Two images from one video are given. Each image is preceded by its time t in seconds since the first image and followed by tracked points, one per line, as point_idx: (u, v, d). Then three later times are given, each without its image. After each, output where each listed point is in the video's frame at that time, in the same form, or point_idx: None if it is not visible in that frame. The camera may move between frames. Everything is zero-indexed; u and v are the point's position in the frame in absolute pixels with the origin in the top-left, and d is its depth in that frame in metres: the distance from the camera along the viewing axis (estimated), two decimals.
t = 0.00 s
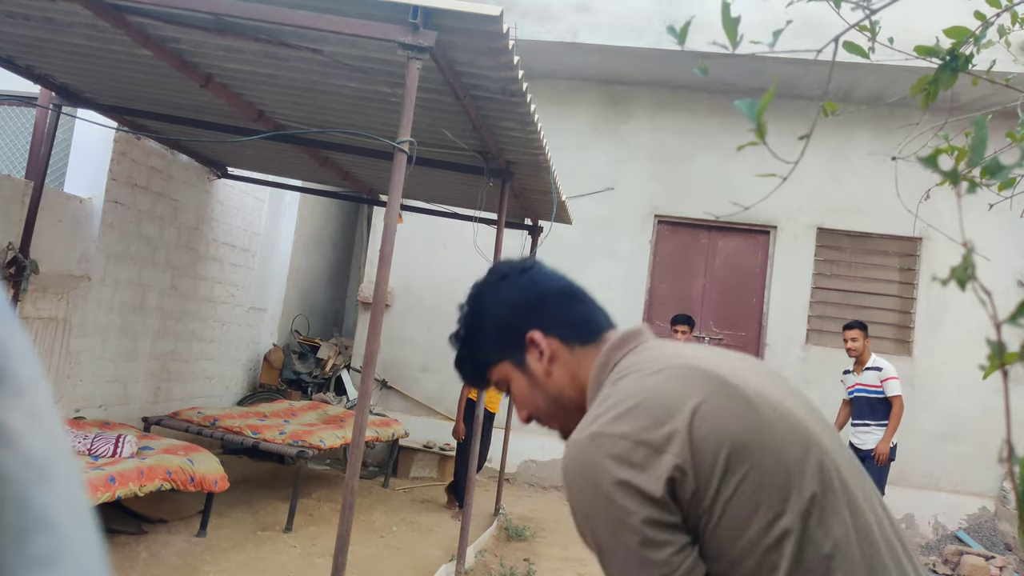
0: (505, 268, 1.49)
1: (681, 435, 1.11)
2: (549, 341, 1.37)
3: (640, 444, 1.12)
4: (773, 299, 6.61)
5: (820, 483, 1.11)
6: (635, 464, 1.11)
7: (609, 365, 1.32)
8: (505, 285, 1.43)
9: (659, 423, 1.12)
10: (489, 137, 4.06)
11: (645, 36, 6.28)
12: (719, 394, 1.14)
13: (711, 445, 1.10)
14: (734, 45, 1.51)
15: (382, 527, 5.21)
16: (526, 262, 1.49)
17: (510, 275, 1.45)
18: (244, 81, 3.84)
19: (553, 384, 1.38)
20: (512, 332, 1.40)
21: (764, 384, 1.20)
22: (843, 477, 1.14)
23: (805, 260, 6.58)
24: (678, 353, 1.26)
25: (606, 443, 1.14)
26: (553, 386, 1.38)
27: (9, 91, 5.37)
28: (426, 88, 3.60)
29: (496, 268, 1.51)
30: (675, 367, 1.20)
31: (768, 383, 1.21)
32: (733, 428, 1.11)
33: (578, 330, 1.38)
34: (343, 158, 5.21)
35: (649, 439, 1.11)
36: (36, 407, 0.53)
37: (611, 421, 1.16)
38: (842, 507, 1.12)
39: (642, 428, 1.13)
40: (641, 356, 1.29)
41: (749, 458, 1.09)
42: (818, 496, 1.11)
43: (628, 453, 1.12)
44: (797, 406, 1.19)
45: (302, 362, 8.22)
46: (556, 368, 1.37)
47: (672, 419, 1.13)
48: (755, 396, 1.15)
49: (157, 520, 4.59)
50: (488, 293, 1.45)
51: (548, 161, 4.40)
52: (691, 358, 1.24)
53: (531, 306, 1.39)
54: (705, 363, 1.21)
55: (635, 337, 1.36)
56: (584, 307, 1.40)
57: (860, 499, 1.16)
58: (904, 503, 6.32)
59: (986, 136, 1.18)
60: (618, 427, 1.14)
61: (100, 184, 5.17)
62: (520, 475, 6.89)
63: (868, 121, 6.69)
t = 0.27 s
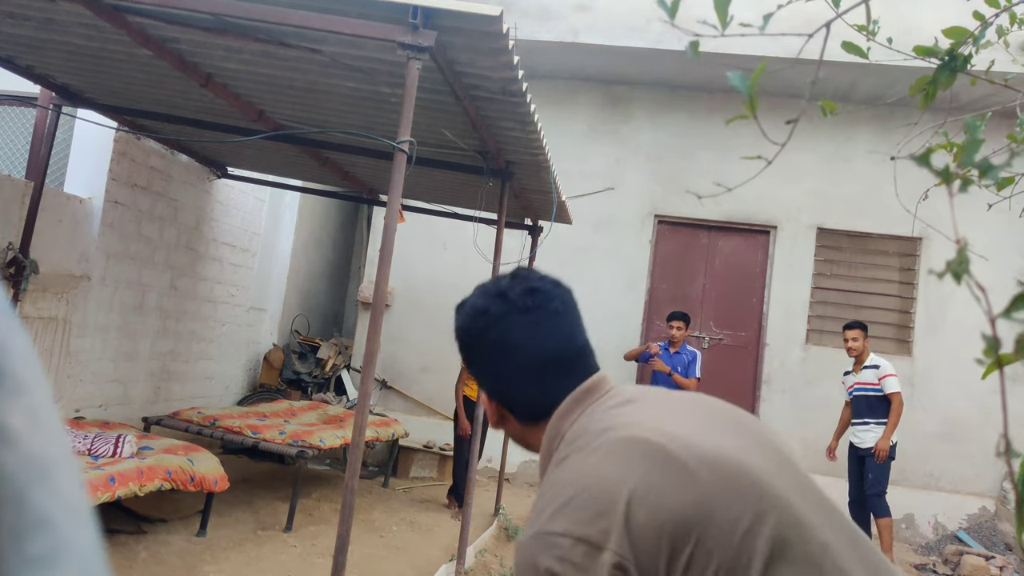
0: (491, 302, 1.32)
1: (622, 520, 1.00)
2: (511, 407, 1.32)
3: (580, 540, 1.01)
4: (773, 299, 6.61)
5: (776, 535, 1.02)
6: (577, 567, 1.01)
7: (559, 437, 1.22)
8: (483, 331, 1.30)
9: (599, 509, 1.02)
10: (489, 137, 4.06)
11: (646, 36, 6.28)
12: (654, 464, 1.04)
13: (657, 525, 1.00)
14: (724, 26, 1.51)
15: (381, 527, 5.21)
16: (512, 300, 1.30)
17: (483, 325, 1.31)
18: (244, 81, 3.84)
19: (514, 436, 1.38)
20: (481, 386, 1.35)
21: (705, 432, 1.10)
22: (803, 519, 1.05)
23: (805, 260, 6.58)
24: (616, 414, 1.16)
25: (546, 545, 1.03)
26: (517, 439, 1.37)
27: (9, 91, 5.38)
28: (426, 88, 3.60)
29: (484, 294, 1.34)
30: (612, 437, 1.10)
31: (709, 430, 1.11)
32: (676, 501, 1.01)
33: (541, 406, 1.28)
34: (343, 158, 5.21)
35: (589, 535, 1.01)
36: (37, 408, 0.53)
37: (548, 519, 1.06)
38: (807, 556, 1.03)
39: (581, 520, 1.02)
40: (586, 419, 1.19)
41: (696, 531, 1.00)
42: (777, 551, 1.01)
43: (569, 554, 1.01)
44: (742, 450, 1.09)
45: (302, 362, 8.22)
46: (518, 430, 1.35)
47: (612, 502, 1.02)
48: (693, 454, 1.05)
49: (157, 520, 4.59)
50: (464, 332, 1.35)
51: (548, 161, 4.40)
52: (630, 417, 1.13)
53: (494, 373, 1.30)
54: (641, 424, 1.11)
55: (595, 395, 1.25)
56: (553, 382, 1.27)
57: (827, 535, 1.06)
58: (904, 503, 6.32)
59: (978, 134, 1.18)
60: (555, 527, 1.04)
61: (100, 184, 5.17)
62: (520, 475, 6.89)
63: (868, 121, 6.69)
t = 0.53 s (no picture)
0: (548, 171, 1.19)
1: (646, 413, 0.98)
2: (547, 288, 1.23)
3: (600, 407, 1.00)
4: (773, 299, 6.61)
5: (790, 483, 0.99)
6: (591, 432, 0.99)
7: (595, 321, 1.17)
8: (534, 202, 1.18)
9: (627, 396, 1.00)
10: (489, 137, 4.06)
11: (646, 36, 6.28)
12: (698, 372, 1.01)
13: (679, 430, 0.97)
14: (729, 37, 1.51)
15: (381, 527, 5.21)
16: (572, 174, 1.16)
17: (537, 196, 1.18)
18: (244, 81, 3.84)
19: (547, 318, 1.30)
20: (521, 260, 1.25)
21: (756, 366, 1.05)
22: (819, 482, 1.02)
23: (805, 260, 6.58)
24: (668, 317, 1.12)
25: (564, 401, 1.03)
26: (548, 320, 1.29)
27: (9, 91, 5.37)
28: (425, 88, 3.60)
29: (542, 163, 1.21)
30: (656, 338, 1.06)
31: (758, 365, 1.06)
32: (705, 413, 0.98)
33: (581, 292, 1.19)
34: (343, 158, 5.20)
35: (612, 405, 0.99)
36: (37, 409, 0.53)
37: (572, 385, 1.04)
38: (809, 517, 0.99)
39: (608, 393, 1.00)
40: (628, 312, 1.14)
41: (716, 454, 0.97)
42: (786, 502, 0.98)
43: (586, 418, 1.00)
44: (785, 394, 1.05)
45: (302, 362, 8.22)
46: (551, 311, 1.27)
47: (639, 390, 1.00)
48: (737, 380, 1.01)
49: (157, 520, 4.59)
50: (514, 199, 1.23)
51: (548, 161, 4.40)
52: (680, 325, 1.09)
53: (536, 253, 1.20)
54: (694, 334, 1.07)
55: (642, 296, 1.18)
56: (597, 272, 1.18)
57: (838, 507, 1.03)
58: (904, 503, 6.32)
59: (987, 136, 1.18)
60: (576, 392, 1.03)
61: (100, 184, 5.17)
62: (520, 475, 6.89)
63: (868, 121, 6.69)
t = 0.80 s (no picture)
0: (573, 130, 1.16)
1: (662, 384, 0.98)
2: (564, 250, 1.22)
3: (615, 375, 0.99)
4: (773, 299, 6.60)
5: (797, 469, 0.99)
6: (605, 399, 0.98)
7: (612, 288, 1.16)
8: (557, 161, 1.16)
9: (643, 367, 0.99)
10: (489, 137, 4.06)
11: (645, 36, 6.28)
12: (716, 348, 1.01)
13: (693, 405, 0.97)
14: (727, 32, 1.50)
15: (381, 527, 5.21)
16: (598, 133, 1.14)
17: (560, 155, 1.16)
18: (244, 80, 3.84)
19: (561, 279, 1.29)
20: (539, 219, 1.24)
21: (771, 351, 1.05)
22: (823, 473, 1.02)
23: (805, 260, 6.58)
24: (682, 292, 1.12)
25: (577, 366, 1.02)
26: (562, 281, 1.29)
27: (9, 91, 5.37)
28: (425, 88, 3.60)
29: (567, 121, 1.19)
30: (673, 312, 1.06)
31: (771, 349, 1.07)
32: (721, 390, 0.98)
33: (599, 256, 1.19)
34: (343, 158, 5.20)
35: (629, 374, 0.98)
36: (37, 409, 0.53)
37: (585, 351, 1.03)
38: (813, 505, 1.00)
39: (624, 362, 1.00)
40: (644, 284, 1.13)
41: (729, 433, 0.97)
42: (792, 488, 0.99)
43: (600, 384, 0.99)
44: (796, 381, 1.06)
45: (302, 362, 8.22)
46: (565, 272, 1.26)
47: (657, 362, 0.99)
48: (753, 361, 1.01)
49: (157, 520, 4.59)
50: (535, 156, 1.21)
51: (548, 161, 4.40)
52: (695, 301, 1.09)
53: (555, 213, 1.19)
54: (710, 311, 1.07)
55: (659, 267, 1.18)
56: (616, 238, 1.17)
57: (839, 500, 1.04)
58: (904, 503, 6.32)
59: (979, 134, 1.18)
60: (590, 357, 1.02)
61: (100, 184, 5.17)
62: (520, 475, 6.89)
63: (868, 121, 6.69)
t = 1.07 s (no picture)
0: (579, 121, 1.16)
1: (677, 377, 0.97)
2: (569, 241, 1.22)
3: (631, 367, 0.98)
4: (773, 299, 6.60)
5: (808, 466, 0.99)
6: (620, 391, 0.97)
7: (619, 280, 1.16)
8: (564, 153, 1.16)
9: (658, 359, 0.98)
10: (489, 137, 4.06)
11: (646, 36, 6.28)
12: (729, 341, 1.01)
13: (708, 398, 0.97)
14: (728, 33, 1.49)
15: (381, 527, 5.21)
16: (605, 125, 1.14)
17: (566, 145, 1.16)
18: (244, 80, 3.84)
19: (564, 273, 1.29)
20: (543, 211, 1.24)
21: (781, 347, 1.06)
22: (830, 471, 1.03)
23: (805, 260, 6.58)
24: (690, 285, 1.12)
25: (591, 357, 1.01)
26: (566, 274, 1.28)
27: (9, 91, 5.37)
28: (425, 88, 3.60)
29: (572, 113, 1.18)
30: (685, 305, 1.05)
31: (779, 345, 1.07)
32: (735, 384, 0.98)
33: (605, 249, 1.19)
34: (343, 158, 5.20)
35: (645, 366, 0.97)
36: (37, 409, 0.53)
37: (598, 342, 1.02)
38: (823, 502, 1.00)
39: (638, 354, 0.99)
40: (651, 276, 1.14)
41: (744, 428, 0.96)
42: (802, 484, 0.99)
43: (615, 376, 0.98)
44: (805, 378, 1.06)
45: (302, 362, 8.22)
46: (570, 266, 1.26)
47: (672, 355, 0.99)
48: (766, 356, 1.01)
49: (157, 520, 4.59)
50: (541, 146, 1.20)
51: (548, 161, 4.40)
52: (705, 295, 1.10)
53: (561, 205, 1.18)
54: (722, 304, 1.07)
55: (665, 260, 1.18)
56: (622, 230, 1.17)
57: (844, 498, 1.05)
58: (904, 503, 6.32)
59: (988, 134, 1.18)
60: (603, 348, 1.01)
61: (100, 184, 5.17)
62: (521, 475, 6.89)
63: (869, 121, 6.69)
